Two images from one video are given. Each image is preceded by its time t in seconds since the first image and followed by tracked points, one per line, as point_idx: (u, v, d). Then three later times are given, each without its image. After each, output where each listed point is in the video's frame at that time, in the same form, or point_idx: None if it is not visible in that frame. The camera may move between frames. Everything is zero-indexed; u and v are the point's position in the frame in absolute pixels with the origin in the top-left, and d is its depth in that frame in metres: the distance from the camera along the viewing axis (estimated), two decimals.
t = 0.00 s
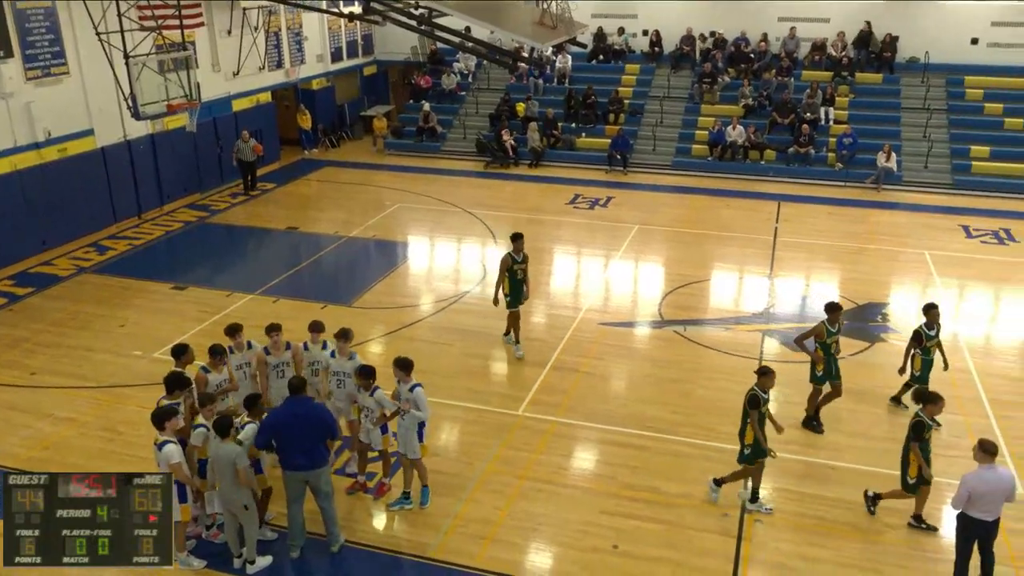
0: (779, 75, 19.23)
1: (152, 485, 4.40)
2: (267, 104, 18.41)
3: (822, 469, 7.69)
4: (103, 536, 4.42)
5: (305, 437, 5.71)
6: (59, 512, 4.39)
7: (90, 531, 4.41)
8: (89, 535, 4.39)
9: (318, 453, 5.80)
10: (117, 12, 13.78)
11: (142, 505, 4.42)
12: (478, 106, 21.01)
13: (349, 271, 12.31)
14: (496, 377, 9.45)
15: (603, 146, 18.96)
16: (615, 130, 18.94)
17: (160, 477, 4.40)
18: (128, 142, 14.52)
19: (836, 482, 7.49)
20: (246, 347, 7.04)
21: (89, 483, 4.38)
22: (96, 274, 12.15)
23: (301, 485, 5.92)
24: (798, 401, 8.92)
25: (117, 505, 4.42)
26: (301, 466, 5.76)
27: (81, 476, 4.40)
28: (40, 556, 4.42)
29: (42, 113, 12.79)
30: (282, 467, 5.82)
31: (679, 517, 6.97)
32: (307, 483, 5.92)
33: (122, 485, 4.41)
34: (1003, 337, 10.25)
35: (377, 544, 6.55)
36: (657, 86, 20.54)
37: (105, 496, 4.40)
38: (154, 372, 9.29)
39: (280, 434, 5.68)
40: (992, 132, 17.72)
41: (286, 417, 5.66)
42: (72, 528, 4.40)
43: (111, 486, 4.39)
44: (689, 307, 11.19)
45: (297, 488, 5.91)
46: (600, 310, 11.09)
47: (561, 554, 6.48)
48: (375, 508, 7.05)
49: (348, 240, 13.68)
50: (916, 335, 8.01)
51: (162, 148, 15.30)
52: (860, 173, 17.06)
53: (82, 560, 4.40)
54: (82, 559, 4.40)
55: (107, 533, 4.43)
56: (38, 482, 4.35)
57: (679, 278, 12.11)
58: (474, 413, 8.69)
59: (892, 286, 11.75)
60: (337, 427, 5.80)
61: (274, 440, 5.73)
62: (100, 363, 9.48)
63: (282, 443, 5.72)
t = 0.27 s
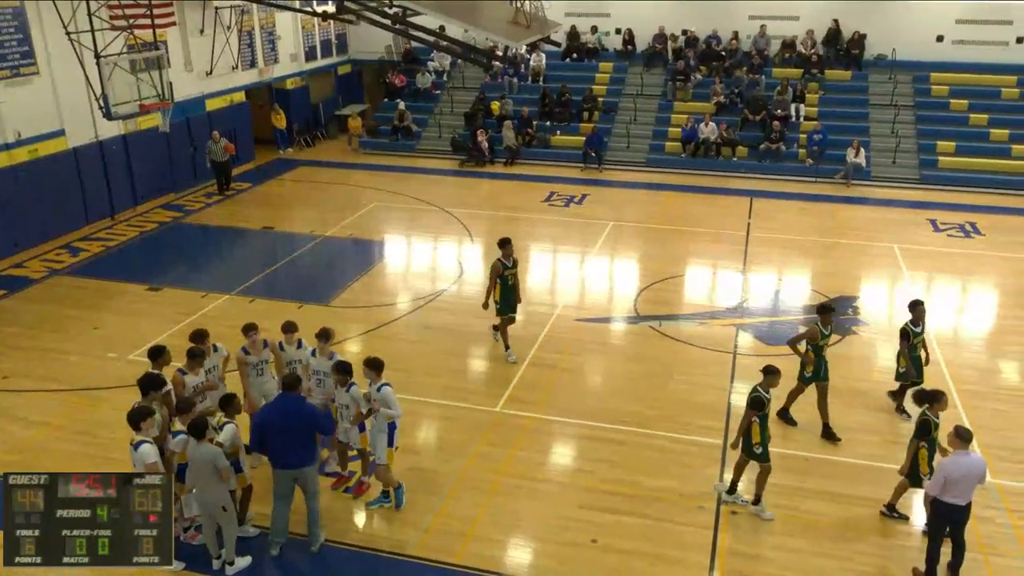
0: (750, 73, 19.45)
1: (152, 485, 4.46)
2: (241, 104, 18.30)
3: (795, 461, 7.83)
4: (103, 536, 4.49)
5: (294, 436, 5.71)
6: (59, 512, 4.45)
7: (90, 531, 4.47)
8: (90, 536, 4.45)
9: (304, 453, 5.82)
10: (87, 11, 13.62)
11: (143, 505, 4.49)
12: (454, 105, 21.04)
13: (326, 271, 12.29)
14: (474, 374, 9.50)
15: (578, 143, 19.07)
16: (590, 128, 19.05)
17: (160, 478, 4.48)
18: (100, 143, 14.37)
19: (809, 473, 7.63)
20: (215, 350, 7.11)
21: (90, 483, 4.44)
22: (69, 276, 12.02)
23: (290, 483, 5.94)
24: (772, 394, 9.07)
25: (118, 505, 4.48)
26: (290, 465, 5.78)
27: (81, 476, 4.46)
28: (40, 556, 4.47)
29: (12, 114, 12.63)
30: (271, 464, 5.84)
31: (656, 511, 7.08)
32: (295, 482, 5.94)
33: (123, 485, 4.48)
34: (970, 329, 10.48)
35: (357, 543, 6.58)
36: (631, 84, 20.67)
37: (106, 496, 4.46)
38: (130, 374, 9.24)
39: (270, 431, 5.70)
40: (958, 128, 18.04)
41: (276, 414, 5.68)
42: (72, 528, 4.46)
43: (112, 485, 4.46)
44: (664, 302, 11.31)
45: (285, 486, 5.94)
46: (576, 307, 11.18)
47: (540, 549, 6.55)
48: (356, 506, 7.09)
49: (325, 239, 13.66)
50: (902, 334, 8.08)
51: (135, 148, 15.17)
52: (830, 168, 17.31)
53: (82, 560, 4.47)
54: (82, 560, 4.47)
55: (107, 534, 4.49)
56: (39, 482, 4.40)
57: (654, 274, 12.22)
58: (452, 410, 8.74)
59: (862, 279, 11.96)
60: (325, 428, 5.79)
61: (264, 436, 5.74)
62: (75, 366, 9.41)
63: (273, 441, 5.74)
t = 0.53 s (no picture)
0: (706, 70, 19.77)
1: (152, 485, 4.45)
2: (201, 105, 18.12)
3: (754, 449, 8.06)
4: (103, 536, 4.47)
5: (262, 437, 5.77)
6: (59, 512, 4.44)
7: (90, 531, 4.45)
8: (91, 536, 4.44)
9: (275, 453, 5.84)
10: (41, 11, 13.39)
11: (143, 504, 4.47)
12: (415, 104, 21.06)
13: (291, 271, 12.28)
14: (440, 371, 9.60)
15: (539, 141, 19.23)
16: (550, 126, 19.21)
17: (160, 477, 4.46)
18: (56, 145, 14.15)
19: (768, 460, 7.86)
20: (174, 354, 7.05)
21: (89, 483, 4.44)
22: (27, 281, 11.85)
23: (259, 482, 6.02)
24: (731, 384, 9.31)
25: (118, 505, 4.47)
26: (257, 464, 5.85)
27: (81, 476, 4.45)
28: (39, 557, 4.46)
29: None
30: (241, 461, 5.93)
31: (621, 501, 7.24)
32: (264, 482, 6.01)
33: (123, 485, 4.48)
34: (920, 317, 10.84)
35: (326, 542, 6.64)
36: (590, 82, 20.88)
37: (106, 496, 4.45)
38: (92, 378, 9.17)
39: (240, 429, 5.79)
40: (906, 122, 18.55)
41: (246, 414, 5.76)
42: (72, 528, 4.44)
43: (111, 485, 4.46)
44: (626, 296, 11.51)
45: (255, 484, 6.04)
46: (540, 303, 11.33)
47: (509, 542, 6.67)
48: (324, 505, 7.14)
49: (289, 239, 13.63)
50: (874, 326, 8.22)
51: (92, 150, 14.96)
52: (785, 163, 17.69)
53: (82, 561, 4.45)
54: (82, 560, 4.45)
55: (108, 534, 4.47)
56: (38, 481, 4.40)
57: (615, 269, 12.42)
58: (418, 407, 8.82)
59: (817, 271, 12.28)
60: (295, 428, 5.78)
61: (235, 434, 5.84)
62: (35, 372, 9.30)
63: (242, 439, 5.82)
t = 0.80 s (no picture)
0: (650, 68, 20.15)
1: (152, 485, 4.74)
2: (148, 107, 17.85)
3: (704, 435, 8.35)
4: (103, 536, 4.75)
5: (215, 440, 5.81)
6: (59, 513, 4.71)
7: (90, 531, 4.73)
8: (91, 536, 4.72)
9: (230, 457, 5.91)
10: None
11: (143, 505, 4.77)
12: (365, 104, 21.05)
13: (244, 273, 12.24)
14: (396, 369, 9.71)
15: (489, 140, 19.41)
16: (500, 124, 19.39)
17: (159, 478, 4.75)
18: None
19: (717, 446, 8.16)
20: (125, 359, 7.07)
21: (90, 484, 4.71)
22: None
23: (213, 482, 6.09)
24: (681, 373, 9.61)
25: (118, 505, 4.75)
26: (210, 467, 5.90)
27: (81, 477, 4.72)
28: (39, 556, 4.71)
29: None
30: (195, 462, 5.98)
31: (578, 490, 7.46)
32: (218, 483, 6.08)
33: (123, 486, 4.76)
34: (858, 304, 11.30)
35: (285, 542, 6.71)
36: (538, 81, 21.12)
37: (106, 496, 4.73)
38: (42, 387, 9.05)
39: (193, 432, 5.83)
40: (842, 117, 19.19)
41: (199, 417, 5.79)
42: (73, 528, 4.72)
43: (112, 486, 4.73)
44: (578, 291, 11.76)
45: (209, 484, 6.11)
46: (494, 299, 11.50)
47: (470, 535, 6.83)
48: (283, 506, 7.21)
49: (242, 241, 13.56)
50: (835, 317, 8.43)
51: (36, 154, 14.65)
52: (728, 158, 18.17)
53: (82, 560, 4.73)
54: (82, 559, 4.74)
55: (108, 534, 4.75)
56: (39, 482, 4.65)
57: (567, 264, 12.66)
58: (375, 405, 8.92)
59: (761, 262, 12.68)
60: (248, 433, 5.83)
61: (188, 436, 5.88)
62: None
63: (196, 441, 5.86)
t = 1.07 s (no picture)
0: (640, 71, 20.36)
1: (151, 485, 4.83)
2: (144, 110, 17.94)
3: (694, 431, 8.54)
4: (103, 535, 4.84)
5: (204, 436, 5.96)
6: (59, 512, 4.80)
7: (90, 531, 4.82)
8: (91, 535, 4.81)
9: (220, 453, 6.06)
10: None
11: (143, 505, 4.86)
12: (359, 107, 21.18)
13: (239, 274, 12.37)
14: (392, 367, 9.86)
15: (481, 142, 19.58)
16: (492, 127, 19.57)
17: (159, 478, 4.84)
18: None
19: (707, 442, 8.35)
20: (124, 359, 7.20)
21: (90, 483, 4.81)
22: None
23: (202, 479, 6.23)
24: (671, 371, 9.80)
25: (117, 505, 4.85)
26: (199, 463, 6.05)
27: (81, 477, 4.82)
28: (39, 556, 4.80)
29: None
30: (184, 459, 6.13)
31: (571, 486, 7.63)
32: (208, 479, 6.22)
33: (122, 486, 4.85)
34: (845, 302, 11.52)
35: (282, 539, 6.87)
36: (530, 84, 21.31)
37: (105, 496, 4.83)
38: (41, 387, 9.17)
39: (182, 429, 5.98)
40: (829, 119, 19.46)
41: (188, 414, 5.95)
42: (73, 528, 4.81)
43: (111, 486, 4.83)
44: (569, 290, 11.94)
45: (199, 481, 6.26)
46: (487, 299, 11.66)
47: (466, 530, 7.00)
48: (278, 503, 7.37)
49: (237, 242, 13.68)
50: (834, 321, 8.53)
51: (34, 157, 14.73)
52: (717, 159, 18.40)
53: (82, 560, 4.83)
54: (82, 559, 4.83)
55: (107, 534, 4.85)
56: (39, 482, 4.75)
57: (559, 264, 12.84)
58: (371, 404, 9.07)
59: (749, 261, 12.90)
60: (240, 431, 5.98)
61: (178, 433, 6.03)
62: None
63: (185, 438, 6.01)
